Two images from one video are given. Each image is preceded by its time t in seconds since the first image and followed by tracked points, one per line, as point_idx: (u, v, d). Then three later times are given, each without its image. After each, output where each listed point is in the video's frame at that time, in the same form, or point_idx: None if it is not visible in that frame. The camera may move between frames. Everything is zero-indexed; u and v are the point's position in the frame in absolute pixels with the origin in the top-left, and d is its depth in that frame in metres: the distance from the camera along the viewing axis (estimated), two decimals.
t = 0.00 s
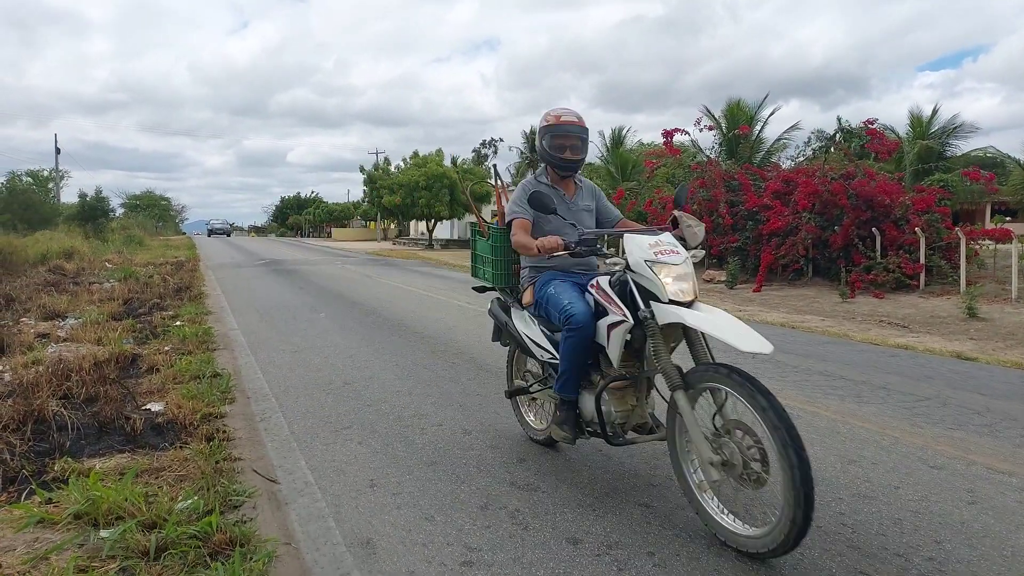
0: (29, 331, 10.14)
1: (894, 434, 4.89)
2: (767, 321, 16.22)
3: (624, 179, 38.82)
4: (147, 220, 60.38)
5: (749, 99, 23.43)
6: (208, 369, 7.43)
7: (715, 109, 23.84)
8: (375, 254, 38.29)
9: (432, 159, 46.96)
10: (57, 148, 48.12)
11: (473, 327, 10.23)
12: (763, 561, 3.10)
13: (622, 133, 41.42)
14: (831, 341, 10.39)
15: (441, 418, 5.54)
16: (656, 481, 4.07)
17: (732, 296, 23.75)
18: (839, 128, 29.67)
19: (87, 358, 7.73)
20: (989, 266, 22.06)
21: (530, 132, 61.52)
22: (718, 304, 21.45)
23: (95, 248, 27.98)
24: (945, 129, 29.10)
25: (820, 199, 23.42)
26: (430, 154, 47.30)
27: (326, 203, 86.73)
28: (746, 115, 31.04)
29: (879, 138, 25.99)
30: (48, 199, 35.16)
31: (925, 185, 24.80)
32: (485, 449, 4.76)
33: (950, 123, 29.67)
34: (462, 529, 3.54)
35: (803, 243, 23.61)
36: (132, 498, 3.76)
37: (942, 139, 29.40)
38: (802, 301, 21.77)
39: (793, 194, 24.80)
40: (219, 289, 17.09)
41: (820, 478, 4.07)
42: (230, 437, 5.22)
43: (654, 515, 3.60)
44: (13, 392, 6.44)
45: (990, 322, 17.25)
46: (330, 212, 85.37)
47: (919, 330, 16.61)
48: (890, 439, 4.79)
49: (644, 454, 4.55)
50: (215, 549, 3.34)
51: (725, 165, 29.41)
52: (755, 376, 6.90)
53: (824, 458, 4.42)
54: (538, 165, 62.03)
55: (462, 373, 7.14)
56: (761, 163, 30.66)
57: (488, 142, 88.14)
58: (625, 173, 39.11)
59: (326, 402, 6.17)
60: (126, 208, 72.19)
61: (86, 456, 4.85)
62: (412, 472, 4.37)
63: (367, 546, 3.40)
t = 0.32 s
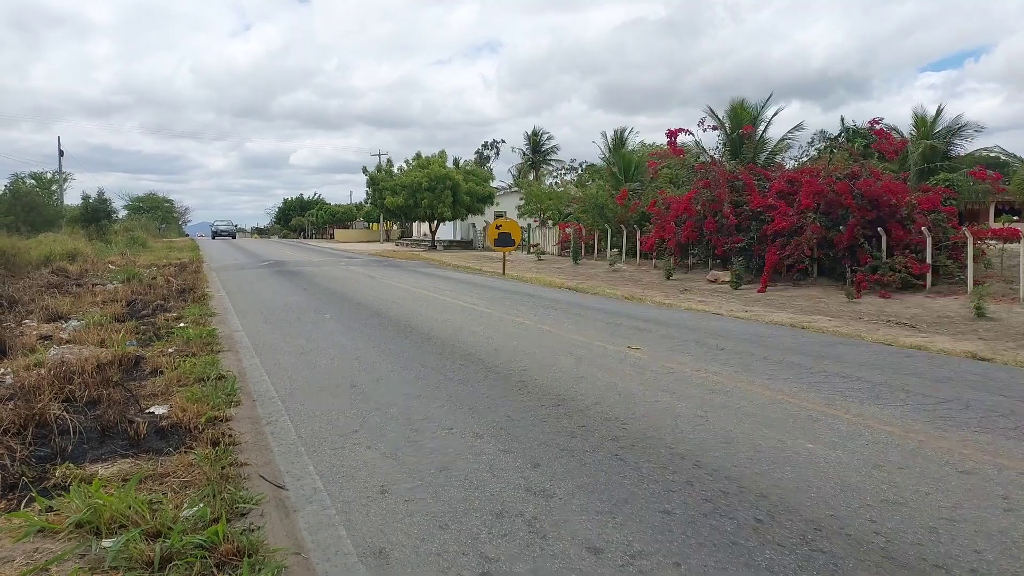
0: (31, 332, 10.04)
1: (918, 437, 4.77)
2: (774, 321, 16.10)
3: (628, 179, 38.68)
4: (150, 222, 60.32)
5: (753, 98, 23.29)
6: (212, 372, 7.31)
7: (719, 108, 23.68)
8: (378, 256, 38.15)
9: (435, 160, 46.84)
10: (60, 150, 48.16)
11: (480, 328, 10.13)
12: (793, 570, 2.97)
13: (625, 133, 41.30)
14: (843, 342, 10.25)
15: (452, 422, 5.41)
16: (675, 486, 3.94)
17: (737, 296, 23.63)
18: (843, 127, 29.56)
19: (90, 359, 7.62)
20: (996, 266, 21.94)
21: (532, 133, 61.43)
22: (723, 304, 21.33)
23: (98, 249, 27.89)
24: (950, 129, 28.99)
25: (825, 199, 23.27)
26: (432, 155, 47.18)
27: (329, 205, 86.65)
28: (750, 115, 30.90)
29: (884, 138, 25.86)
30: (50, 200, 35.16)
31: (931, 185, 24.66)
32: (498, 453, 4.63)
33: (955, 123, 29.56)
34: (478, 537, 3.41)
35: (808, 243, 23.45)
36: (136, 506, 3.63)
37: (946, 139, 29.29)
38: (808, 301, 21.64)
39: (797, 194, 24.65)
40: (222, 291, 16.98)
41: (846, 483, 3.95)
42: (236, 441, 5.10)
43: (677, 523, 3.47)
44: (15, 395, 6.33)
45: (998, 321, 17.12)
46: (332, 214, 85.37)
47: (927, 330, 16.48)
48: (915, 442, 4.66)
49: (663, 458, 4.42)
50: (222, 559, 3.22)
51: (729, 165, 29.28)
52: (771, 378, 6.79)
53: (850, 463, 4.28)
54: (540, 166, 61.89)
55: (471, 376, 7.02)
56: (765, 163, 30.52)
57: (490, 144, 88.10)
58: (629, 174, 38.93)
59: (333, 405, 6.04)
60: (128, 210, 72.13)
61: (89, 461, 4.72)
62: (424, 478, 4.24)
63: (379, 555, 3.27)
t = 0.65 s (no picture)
0: (26, 332, 9.83)
1: (952, 446, 4.55)
2: (782, 320, 15.87)
3: (630, 177, 38.38)
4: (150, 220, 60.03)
5: (758, 95, 23.07)
6: (212, 374, 7.09)
7: (723, 105, 23.46)
8: (379, 254, 37.72)
9: (436, 158, 46.54)
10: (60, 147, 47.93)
11: (485, 328, 9.90)
12: None
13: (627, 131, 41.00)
14: (857, 343, 10.01)
15: (460, 428, 5.19)
16: (702, 500, 3.73)
17: (742, 295, 23.40)
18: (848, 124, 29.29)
19: (85, 361, 7.40)
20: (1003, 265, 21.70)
21: (533, 130, 61.07)
22: (728, 303, 21.11)
23: (98, 247, 27.62)
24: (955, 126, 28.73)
25: (831, 196, 23.01)
26: (434, 152, 46.87)
27: (329, 202, 86.32)
28: (754, 112, 30.61)
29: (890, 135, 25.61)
30: (50, 197, 34.96)
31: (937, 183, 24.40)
32: (512, 463, 4.41)
33: (960, 120, 29.29)
34: (496, 557, 3.20)
35: (813, 241, 23.20)
36: (131, 522, 3.42)
37: (952, 137, 29.03)
38: (814, 300, 21.41)
39: (803, 192, 24.41)
40: (222, 289, 16.77)
41: (883, 497, 3.73)
42: (237, 449, 4.88)
43: (708, 543, 3.25)
44: (7, 398, 6.11)
45: (1008, 320, 16.89)
46: (332, 211, 85.13)
47: (936, 329, 16.25)
48: (949, 451, 4.44)
49: (686, 469, 4.20)
50: None
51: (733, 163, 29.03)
52: (789, 381, 6.56)
53: (882, 474, 4.05)
54: (542, 164, 61.55)
55: (479, 379, 6.78)
56: (769, 160, 30.26)
57: (490, 140, 87.59)
58: (631, 172, 38.62)
59: (337, 409, 5.83)
60: (129, 208, 71.84)
61: (82, 470, 4.51)
62: (434, 489, 4.02)
63: None
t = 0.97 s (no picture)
0: (18, 337, 9.55)
1: (993, 462, 4.30)
2: (788, 323, 15.62)
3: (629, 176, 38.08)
4: (148, 219, 59.72)
5: (761, 94, 22.87)
6: (209, 382, 6.83)
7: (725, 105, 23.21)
8: (378, 254, 37.41)
9: (435, 157, 46.22)
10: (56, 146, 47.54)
11: (490, 332, 9.65)
12: None
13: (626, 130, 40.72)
14: (872, 348, 9.77)
15: (471, 442, 4.94)
16: (736, 525, 3.48)
17: (745, 296, 23.17)
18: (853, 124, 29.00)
19: (78, 368, 7.14)
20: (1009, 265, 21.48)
21: (533, 129, 60.78)
22: (732, 304, 20.86)
23: (94, 248, 27.28)
24: (958, 125, 28.51)
25: (835, 196, 22.75)
26: (433, 152, 46.55)
27: (327, 202, 85.99)
28: (756, 110, 30.30)
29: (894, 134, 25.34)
30: (45, 197, 34.61)
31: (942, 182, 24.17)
32: (527, 482, 4.16)
33: (963, 119, 29.07)
34: None
35: (817, 242, 22.93)
36: (123, 553, 3.17)
37: (954, 136, 28.82)
38: (818, 301, 21.18)
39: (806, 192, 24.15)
40: (220, 291, 16.49)
41: (929, 520, 3.48)
42: (236, 466, 4.63)
43: (747, 574, 3.01)
44: None
45: (1016, 322, 16.69)
46: (331, 211, 84.71)
47: (944, 331, 16.03)
48: (991, 468, 4.19)
49: (714, 489, 3.97)
50: None
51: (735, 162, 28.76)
52: (809, 390, 6.33)
53: (924, 494, 3.82)
54: (541, 163, 61.25)
55: (486, 388, 6.51)
56: (771, 160, 29.99)
57: (488, 140, 87.16)
58: (631, 171, 38.27)
59: (340, 421, 5.58)
60: (126, 208, 71.42)
61: (72, 489, 4.25)
62: (448, 512, 3.77)
63: None
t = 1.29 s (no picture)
0: (14, 341, 9.36)
1: None
2: (793, 325, 15.47)
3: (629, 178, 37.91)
4: (147, 222, 59.54)
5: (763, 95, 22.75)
6: (210, 388, 6.65)
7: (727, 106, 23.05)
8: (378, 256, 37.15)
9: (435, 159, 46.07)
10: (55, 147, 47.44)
11: (495, 336, 9.47)
12: None
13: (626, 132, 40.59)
14: (884, 351, 9.62)
15: (483, 451, 4.76)
16: (768, 542, 3.32)
17: (748, 297, 23.01)
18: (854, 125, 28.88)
19: (75, 373, 6.96)
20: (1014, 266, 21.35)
21: (532, 131, 60.74)
22: (735, 306, 20.69)
23: (92, 250, 27.07)
24: (959, 126, 28.42)
25: (837, 197, 22.61)
26: (432, 154, 46.39)
27: (326, 204, 85.90)
28: (757, 112, 30.17)
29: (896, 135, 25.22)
30: (44, 199, 34.47)
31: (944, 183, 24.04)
32: (544, 495, 3.98)
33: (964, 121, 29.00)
34: None
35: (819, 243, 22.77)
36: None
37: (955, 137, 28.74)
38: (821, 303, 21.04)
39: (808, 193, 24.00)
40: (219, 293, 16.32)
41: (970, 537, 3.32)
42: (239, 477, 4.45)
43: None
44: None
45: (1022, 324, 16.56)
46: (329, 213, 84.65)
47: (950, 333, 15.89)
48: None
49: (741, 503, 3.80)
50: None
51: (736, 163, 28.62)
52: (828, 395, 6.17)
53: (963, 508, 3.65)
54: (540, 165, 61.18)
55: (495, 394, 6.34)
56: (772, 161, 29.86)
57: (486, 142, 87.14)
58: (630, 173, 38.07)
59: (346, 429, 5.40)
60: (124, 210, 71.21)
61: (68, 503, 4.07)
62: (464, 528, 3.59)
63: None
